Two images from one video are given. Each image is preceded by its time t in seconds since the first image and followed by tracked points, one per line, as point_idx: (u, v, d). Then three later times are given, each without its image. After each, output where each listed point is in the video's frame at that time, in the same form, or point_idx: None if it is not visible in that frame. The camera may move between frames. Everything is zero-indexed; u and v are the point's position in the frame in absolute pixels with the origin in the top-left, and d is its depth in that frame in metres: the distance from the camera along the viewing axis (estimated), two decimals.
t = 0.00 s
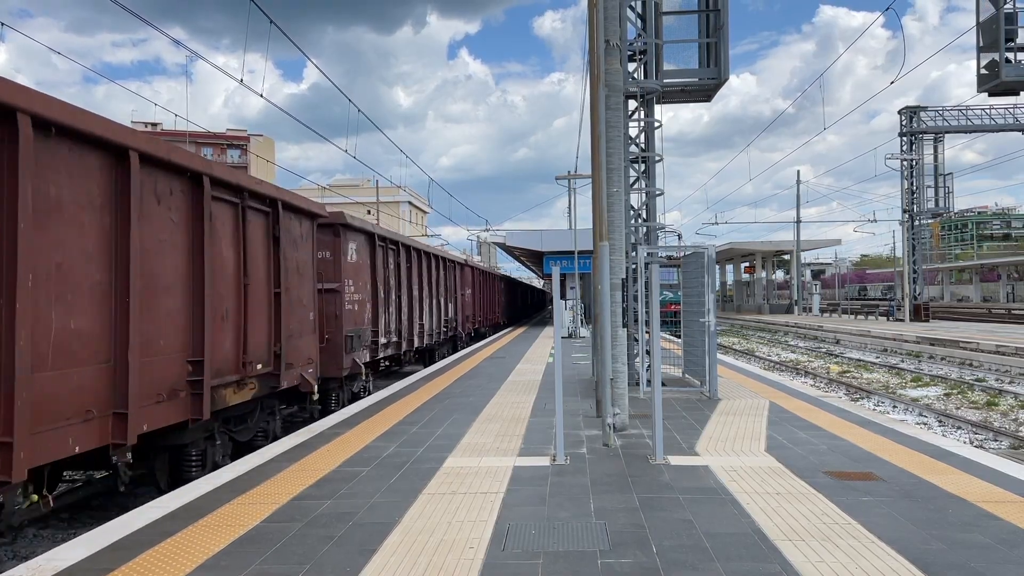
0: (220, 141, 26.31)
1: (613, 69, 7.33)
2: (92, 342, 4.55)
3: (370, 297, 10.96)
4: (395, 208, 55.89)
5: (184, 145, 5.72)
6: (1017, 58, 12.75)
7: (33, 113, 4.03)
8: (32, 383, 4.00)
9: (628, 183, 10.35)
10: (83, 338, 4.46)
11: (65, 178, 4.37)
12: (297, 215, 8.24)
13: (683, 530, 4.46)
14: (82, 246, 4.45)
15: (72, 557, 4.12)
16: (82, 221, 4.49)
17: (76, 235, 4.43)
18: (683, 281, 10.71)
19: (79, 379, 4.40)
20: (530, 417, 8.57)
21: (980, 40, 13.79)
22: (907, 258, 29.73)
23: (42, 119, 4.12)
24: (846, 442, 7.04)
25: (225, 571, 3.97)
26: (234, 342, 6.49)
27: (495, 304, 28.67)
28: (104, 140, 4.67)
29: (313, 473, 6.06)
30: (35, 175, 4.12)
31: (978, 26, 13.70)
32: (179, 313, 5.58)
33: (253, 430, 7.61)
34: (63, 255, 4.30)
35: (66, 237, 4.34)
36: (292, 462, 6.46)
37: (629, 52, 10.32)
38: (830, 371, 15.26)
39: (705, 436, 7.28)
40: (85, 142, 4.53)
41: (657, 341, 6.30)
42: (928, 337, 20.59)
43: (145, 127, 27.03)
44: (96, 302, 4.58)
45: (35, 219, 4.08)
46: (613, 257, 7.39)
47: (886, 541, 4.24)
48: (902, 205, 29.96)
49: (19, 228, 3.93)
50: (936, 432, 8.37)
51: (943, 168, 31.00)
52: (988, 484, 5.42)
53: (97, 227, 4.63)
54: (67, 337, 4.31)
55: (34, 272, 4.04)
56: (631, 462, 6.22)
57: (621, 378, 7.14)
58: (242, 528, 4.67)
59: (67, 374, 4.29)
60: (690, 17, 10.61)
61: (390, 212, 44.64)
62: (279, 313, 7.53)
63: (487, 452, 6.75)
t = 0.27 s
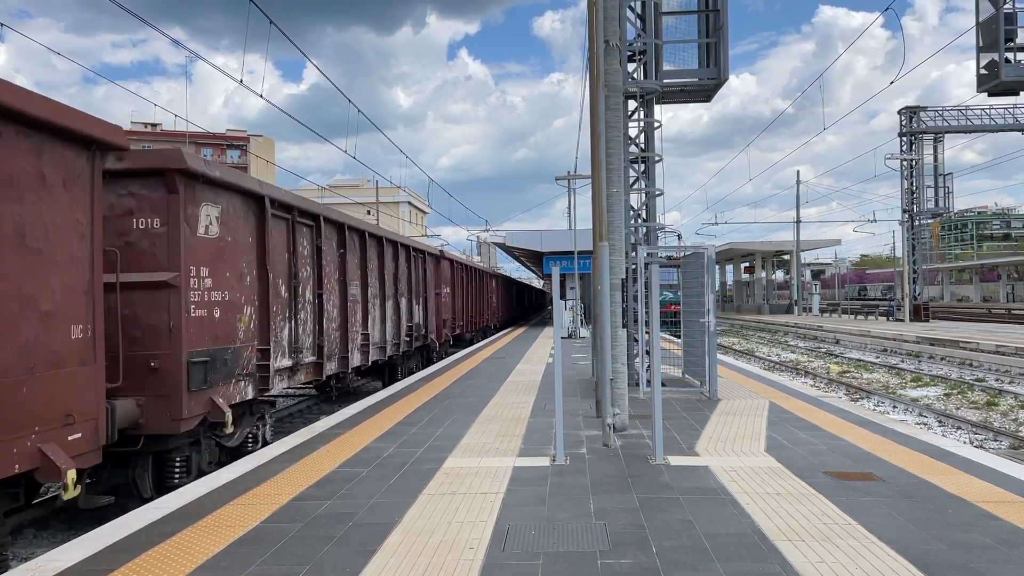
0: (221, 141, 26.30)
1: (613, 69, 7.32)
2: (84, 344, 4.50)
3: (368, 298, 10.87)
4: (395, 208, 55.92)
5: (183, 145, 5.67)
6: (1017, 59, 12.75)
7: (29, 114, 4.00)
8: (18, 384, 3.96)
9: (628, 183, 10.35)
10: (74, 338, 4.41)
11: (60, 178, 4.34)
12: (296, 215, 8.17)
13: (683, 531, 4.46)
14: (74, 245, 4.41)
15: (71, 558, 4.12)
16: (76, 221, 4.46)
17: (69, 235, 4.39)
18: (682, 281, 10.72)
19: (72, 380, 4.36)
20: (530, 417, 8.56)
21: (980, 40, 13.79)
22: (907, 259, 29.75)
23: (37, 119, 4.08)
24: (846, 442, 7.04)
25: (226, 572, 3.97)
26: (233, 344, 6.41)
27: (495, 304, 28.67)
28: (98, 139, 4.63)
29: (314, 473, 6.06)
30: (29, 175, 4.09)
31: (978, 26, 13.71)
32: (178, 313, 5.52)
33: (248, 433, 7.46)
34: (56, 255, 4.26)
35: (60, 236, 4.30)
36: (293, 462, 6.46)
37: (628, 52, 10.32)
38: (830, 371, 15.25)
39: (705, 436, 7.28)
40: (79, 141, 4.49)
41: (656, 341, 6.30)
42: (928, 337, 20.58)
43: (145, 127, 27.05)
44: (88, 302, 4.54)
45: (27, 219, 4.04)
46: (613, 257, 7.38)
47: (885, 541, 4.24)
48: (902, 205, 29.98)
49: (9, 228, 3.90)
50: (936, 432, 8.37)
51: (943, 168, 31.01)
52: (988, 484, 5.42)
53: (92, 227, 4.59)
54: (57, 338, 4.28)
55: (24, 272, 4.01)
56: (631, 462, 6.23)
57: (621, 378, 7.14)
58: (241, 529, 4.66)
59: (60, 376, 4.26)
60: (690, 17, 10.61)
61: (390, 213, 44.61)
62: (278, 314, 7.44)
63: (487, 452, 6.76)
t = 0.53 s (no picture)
0: (222, 141, 26.32)
1: (613, 70, 7.32)
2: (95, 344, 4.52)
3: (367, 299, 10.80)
4: (395, 208, 55.96)
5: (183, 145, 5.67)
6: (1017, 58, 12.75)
7: (31, 114, 4.02)
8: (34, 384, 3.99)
9: (628, 184, 10.36)
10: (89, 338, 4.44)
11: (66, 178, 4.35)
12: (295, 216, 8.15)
13: (683, 531, 4.46)
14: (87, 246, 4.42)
15: (71, 558, 4.11)
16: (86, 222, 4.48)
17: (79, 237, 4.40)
18: (682, 282, 10.73)
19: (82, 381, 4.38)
20: (530, 417, 8.56)
21: (980, 40, 13.79)
22: (907, 259, 29.74)
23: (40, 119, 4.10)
24: (846, 442, 7.04)
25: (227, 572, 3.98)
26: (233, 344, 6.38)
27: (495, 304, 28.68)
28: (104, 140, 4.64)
29: (314, 474, 6.06)
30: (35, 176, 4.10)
31: (978, 26, 13.71)
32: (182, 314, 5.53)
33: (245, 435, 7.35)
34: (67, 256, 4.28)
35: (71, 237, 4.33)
36: (293, 462, 6.47)
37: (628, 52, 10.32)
38: (830, 371, 15.25)
39: (706, 436, 7.29)
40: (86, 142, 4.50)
41: (656, 341, 6.30)
42: (928, 337, 20.58)
43: (146, 128, 27.08)
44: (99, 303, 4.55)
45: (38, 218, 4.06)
46: (613, 257, 7.38)
47: (885, 541, 4.24)
48: (902, 205, 29.98)
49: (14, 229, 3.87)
50: (936, 432, 8.37)
51: (943, 169, 31.01)
52: (988, 484, 5.41)
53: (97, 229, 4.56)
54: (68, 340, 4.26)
55: (38, 273, 4.03)
56: (631, 462, 6.23)
57: (621, 378, 7.14)
58: (241, 530, 4.66)
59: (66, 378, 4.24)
60: (689, 18, 10.62)
61: (390, 213, 44.59)
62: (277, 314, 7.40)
63: (487, 453, 6.77)
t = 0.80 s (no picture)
0: (222, 142, 26.31)
1: (612, 70, 7.31)
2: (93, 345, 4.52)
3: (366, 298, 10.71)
4: (395, 208, 55.97)
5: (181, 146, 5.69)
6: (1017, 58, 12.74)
7: (20, 109, 3.98)
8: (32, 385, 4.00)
9: (628, 184, 10.35)
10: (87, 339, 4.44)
11: (64, 181, 4.38)
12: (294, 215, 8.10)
13: (683, 531, 4.47)
14: (89, 248, 4.44)
15: (72, 558, 4.12)
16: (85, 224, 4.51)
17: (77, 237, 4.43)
18: (682, 282, 10.74)
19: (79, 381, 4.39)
20: (530, 417, 8.56)
21: (980, 40, 13.79)
22: (907, 259, 29.74)
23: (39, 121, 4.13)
24: (846, 442, 7.04)
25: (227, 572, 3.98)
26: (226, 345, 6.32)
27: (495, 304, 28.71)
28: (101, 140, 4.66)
29: (314, 474, 6.07)
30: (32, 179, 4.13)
31: (978, 26, 13.71)
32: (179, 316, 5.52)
33: (236, 439, 7.20)
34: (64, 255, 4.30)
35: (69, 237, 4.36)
36: (293, 463, 6.48)
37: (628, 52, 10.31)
38: (830, 371, 15.25)
39: (706, 436, 7.29)
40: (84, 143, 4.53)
41: (656, 341, 6.29)
42: (928, 337, 20.57)
43: (146, 129, 27.10)
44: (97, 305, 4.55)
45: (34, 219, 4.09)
46: (613, 257, 7.38)
47: (885, 541, 4.24)
48: (902, 205, 29.98)
49: None
50: (936, 432, 8.37)
51: (943, 169, 31.00)
52: (988, 484, 5.41)
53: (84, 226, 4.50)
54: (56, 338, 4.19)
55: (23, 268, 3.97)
56: (631, 462, 6.23)
57: (622, 378, 7.14)
58: (241, 530, 4.65)
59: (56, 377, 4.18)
60: (689, 18, 10.61)
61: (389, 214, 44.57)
62: (271, 314, 7.32)
63: (487, 453, 6.77)
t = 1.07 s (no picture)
0: (222, 142, 26.30)
1: (613, 70, 7.30)
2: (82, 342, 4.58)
3: (361, 298, 10.65)
4: (395, 208, 55.95)
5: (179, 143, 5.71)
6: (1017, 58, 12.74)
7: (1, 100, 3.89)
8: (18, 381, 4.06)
9: (628, 183, 10.35)
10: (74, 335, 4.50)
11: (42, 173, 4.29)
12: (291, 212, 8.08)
13: (683, 530, 4.47)
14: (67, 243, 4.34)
15: (72, 558, 4.12)
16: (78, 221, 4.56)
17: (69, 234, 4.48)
18: (682, 282, 10.75)
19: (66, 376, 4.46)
20: (530, 417, 8.55)
21: (980, 40, 13.79)
22: (907, 258, 29.73)
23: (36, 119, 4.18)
24: (847, 442, 7.03)
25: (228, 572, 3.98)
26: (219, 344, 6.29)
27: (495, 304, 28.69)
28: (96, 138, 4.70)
29: (314, 474, 6.06)
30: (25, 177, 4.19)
31: (978, 26, 13.72)
32: (173, 312, 5.58)
33: (231, 440, 7.08)
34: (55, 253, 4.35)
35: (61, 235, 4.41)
36: (294, 463, 6.47)
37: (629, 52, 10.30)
38: (831, 371, 15.25)
39: (706, 436, 7.29)
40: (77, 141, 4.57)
41: (657, 341, 6.28)
42: (928, 337, 20.56)
43: (146, 129, 27.10)
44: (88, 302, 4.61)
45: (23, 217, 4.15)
46: (613, 257, 7.38)
47: (885, 541, 4.24)
48: (902, 205, 29.98)
49: None
50: (937, 432, 8.37)
51: (943, 168, 31.01)
52: (989, 484, 5.41)
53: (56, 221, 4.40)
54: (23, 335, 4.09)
55: None
56: (631, 462, 6.23)
57: (622, 378, 7.13)
58: (242, 531, 4.65)
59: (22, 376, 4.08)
60: (689, 18, 10.61)
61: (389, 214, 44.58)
62: (265, 313, 7.28)
63: (488, 453, 6.77)
